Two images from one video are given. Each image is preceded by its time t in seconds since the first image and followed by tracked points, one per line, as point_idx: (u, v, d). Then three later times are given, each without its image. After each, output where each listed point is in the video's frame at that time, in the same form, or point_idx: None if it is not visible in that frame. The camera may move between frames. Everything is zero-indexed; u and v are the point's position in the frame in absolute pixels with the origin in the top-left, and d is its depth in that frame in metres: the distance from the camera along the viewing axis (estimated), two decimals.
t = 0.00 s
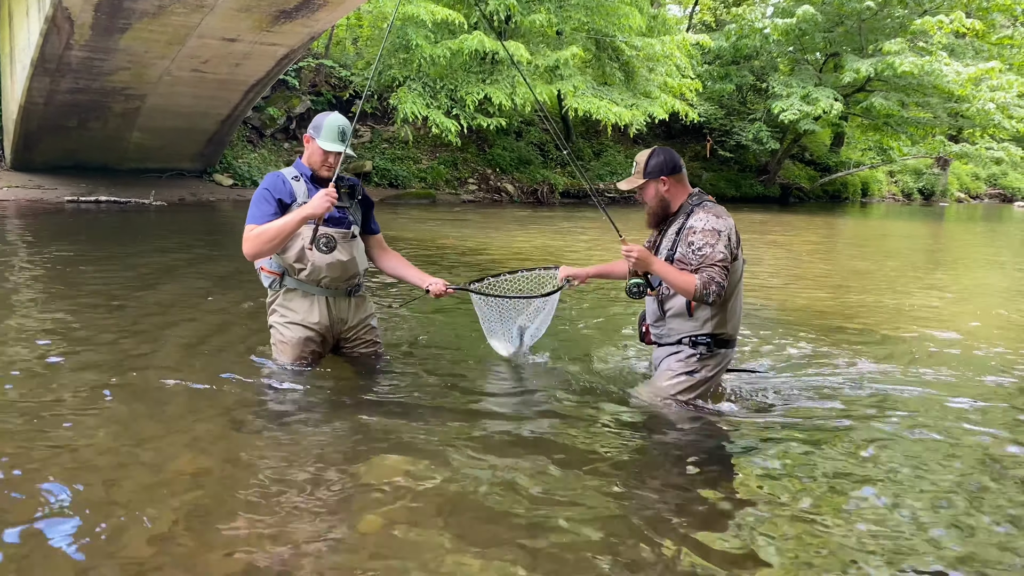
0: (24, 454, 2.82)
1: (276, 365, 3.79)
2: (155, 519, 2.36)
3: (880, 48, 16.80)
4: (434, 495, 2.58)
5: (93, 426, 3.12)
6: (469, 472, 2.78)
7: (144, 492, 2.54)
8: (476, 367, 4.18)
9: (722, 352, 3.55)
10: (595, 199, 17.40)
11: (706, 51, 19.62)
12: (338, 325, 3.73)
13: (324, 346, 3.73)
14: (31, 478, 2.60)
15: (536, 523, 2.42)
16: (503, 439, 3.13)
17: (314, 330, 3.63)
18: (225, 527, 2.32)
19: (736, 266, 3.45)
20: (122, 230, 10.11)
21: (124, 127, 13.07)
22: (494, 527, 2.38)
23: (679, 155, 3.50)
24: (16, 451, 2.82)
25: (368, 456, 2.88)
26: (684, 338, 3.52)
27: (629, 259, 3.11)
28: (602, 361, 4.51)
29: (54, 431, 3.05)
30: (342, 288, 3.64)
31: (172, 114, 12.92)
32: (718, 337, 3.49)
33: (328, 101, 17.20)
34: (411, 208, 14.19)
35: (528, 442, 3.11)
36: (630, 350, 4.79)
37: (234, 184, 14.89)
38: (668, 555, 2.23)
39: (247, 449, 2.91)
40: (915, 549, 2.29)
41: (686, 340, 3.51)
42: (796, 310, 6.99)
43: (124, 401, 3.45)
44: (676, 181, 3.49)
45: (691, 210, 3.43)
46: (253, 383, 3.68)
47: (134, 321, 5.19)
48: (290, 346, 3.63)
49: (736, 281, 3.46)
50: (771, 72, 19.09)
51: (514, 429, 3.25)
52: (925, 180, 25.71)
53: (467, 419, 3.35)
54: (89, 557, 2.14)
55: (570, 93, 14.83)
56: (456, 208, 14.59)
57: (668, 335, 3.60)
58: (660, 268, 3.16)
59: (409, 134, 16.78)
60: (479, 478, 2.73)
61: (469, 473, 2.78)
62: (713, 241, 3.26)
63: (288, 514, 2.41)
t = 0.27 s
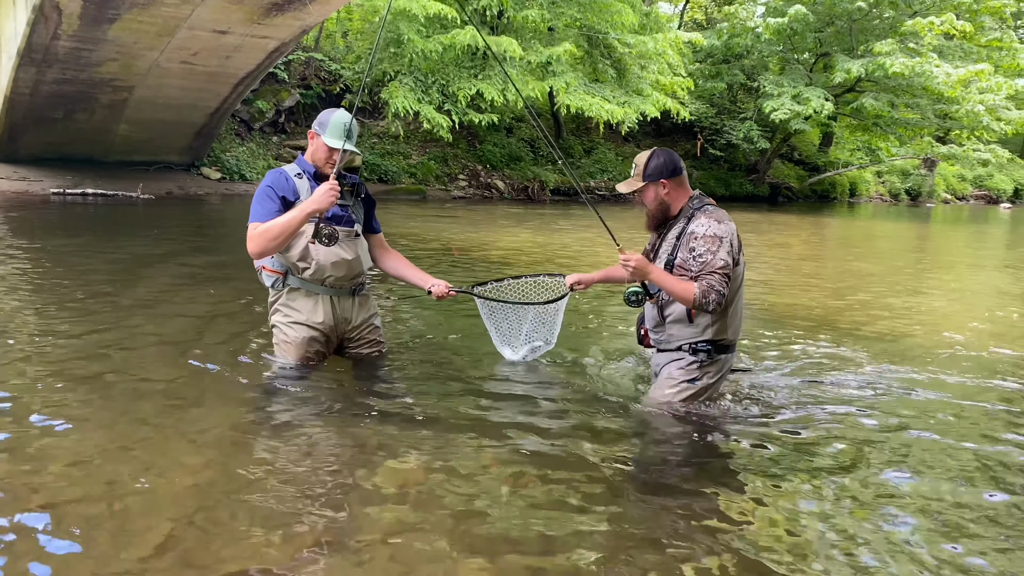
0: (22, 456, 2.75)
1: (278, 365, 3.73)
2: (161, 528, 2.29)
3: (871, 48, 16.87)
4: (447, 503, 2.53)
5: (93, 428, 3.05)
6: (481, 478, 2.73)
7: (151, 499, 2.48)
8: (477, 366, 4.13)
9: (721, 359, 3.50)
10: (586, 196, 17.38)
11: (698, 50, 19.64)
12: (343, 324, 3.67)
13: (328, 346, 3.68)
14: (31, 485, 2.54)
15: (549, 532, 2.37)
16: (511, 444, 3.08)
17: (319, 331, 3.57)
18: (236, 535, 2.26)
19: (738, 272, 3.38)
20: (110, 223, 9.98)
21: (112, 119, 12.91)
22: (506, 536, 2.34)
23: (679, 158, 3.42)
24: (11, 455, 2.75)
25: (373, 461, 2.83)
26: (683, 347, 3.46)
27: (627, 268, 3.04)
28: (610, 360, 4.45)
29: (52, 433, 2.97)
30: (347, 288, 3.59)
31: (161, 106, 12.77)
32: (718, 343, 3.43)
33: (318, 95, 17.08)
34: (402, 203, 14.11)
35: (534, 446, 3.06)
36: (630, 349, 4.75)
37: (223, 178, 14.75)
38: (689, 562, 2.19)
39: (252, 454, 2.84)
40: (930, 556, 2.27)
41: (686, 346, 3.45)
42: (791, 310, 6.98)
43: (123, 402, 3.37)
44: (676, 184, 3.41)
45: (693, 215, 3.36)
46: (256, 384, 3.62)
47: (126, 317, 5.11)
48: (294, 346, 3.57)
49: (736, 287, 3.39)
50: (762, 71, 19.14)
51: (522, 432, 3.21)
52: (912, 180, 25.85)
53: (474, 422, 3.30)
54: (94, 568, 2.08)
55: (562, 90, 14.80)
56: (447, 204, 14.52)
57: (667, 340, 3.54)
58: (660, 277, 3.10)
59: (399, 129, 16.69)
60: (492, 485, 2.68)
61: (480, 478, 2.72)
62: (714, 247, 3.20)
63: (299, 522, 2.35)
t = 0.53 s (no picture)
0: (22, 455, 2.71)
1: (279, 363, 3.68)
2: (165, 531, 2.27)
3: (865, 45, 16.89)
4: (451, 505, 2.50)
5: (93, 426, 3.01)
6: (487, 480, 2.71)
7: (154, 500, 2.45)
8: (479, 364, 4.10)
9: (706, 373, 3.40)
10: (580, 191, 17.35)
11: (693, 45, 19.62)
12: (346, 320, 3.64)
13: (332, 342, 3.65)
14: (31, 484, 2.50)
15: (558, 535, 2.35)
16: (516, 443, 3.06)
17: (323, 327, 3.55)
18: (241, 539, 2.24)
19: (728, 283, 3.27)
20: (102, 217, 9.90)
21: (103, 111, 12.80)
22: (514, 540, 2.32)
23: (675, 161, 3.32)
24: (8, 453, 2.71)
25: (376, 462, 2.80)
26: (667, 357, 3.38)
27: (608, 277, 3.10)
28: (610, 359, 4.44)
29: (52, 430, 2.93)
30: (350, 283, 3.55)
31: (153, 99, 12.68)
32: (704, 356, 3.34)
33: (312, 88, 17.00)
34: (396, 198, 14.05)
35: (538, 446, 3.04)
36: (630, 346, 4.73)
37: (216, 171, 14.65)
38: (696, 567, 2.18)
39: (255, 453, 2.81)
40: (935, 562, 2.26)
41: (670, 358, 3.37)
42: (788, 307, 6.97)
43: (122, 399, 3.33)
44: (669, 189, 3.31)
45: (683, 221, 3.27)
46: (258, 381, 3.57)
47: (120, 312, 5.06)
48: (298, 342, 3.53)
49: (725, 299, 3.29)
50: (756, 67, 19.14)
51: (527, 431, 3.18)
52: (905, 177, 25.93)
53: (478, 420, 3.28)
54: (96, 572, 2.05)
55: (557, 84, 14.76)
56: (441, 199, 14.46)
57: (651, 349, 3.46)
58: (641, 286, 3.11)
59: (393, 123, 16.62)
60: (497, 487, 2.67)
61: (484, 480, 2.71)
62: (700, 258, 3.11)
63: (304, 524, 2.33)
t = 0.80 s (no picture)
0: (17, 452, 2.68)
1: (281, 360, 3.65)
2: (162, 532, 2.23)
3: (866, 39, 16.86)
4: (455, 504, 2.49)
5: (89, 423, 2.98)
6: (488, 480, 2.68)
7: (151, 499, 2.41)
8: (482, 362, 4.08)
9: (706, 375, 3.30)
10: (579, 186, 17.32)
11: (692, 39, 19.58)
12: (348, 317, 3.61)
13: (333, 340, 3.62)
14: (26, 483, 2.47)
15: (560, 538, 2.32)
16: (517, 443, 3.04)
17: (324, 324, 3.52)
18: (238, 540, 2.20)
19: (723, 281, 3.14)
20: (99, 210, 9.86)
21: (100, 104, 12.73)
22: (516, 542, 2.29)
23: (664, 155, 3.18)
24: (8, 449, 2.70)
25: (379, 460, 2.79)
26: (664, 359, 3.31)
27: (594, 278, 3.17)
28: (612, 357, 4.41)
29: (47, 427, 2.90)
30: (351, 280, 3.52)
31: (151, 92, 12.61)
32: (701, 357, 3.25)
33: (310, 81, 16.94)
34: (395, 192, 14.01)
35: (541, 444, 3.03)
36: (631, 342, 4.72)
37: (213, 165, 14.59)
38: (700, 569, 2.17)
39: (253, 452, 2.78)
40: (936, 564, 2.25)
41: (666, 359, 3.30)
42: (789, 302, 6.96)
43: (119, 395, 3.30)
44: (657, 184, 3.20)
45: (674, 218, 3.15)
46: (259, 379, 3.55)
47: (119, 306, 5.03)
48: (299, 340, 3.51)
49: (721, 298, 3.16)
50: (756, 61, 19.10)
51: (529, 431, 3.16)
52: (903, 172, 25.92)
53: (479, 419, 3.25)
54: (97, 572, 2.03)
55: (556, 78, 14.73)
56: (439, 193, 14.43)
57: (648, 351, 3.40)
58: (624, 286, 3.12)
59: (392, 117, 16.58)
60: (498, 488, 2.64)
61: (487, 479, 2.69)
62: (687, 258, 3.01)
63: (302, 526, 2.30)
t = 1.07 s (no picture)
0: (21, 448, 2.64)
1: (290, 356, 3.62)
2: (166, 529, 2.19)
3: (877, 30, 16.70)
4: (466, 502, 2.44)
5: (94, 418, 2.94)
6: (498, 476, 2.63)
7: (155, 494, 2.37)
8: (494, 357, 4.02)
9: (715, 369, 3.24)
10: (588, 179, 17.23)
11: (702, 30, 19.44)
12: (358, 313, 3.57)
13: (343, 336, 3.58)
14: (32, 480, 2.43)
15: (572, 534, 2.27)
16: (530, 439, 2.98)
17: (333, 320, 3.48)
18: (243, 537, 2.16)
19: (728, 273, 3.06)
20: (107, 206, 9.84)
21: (108, 99, 12.71)
22: (527, 540, 2.24)
23: (662, 143, 3.10)
24: (14, 447, 2.66)
25: (390, 456, 2.74)
26: (671, 353, 3.26)
27: (595, 273, 3.16)
28: (625, 352, 4.35)
29: (52, 422, 2.86)
30: (360, 276, 3.47)
31: (158, 86, 12.59)
32: (709, 352, 3.19)
33: (317, 75, 16.89)
34: (402, 186, 13.96)
35: (553, 440, 2.98)
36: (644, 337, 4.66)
37: (221, 160, 14.57)
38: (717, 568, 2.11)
39: (260, 447, 2.74)
40: (947, 559, 2.21)
41: (674, 354, 3.25)
42: (802, 295, 6.88)
43: (127, 391, 3.26)
44: (656, 175, 3.14)
45: (677, 209, 3.07)
46: (268, 374, 3.51)
47: (127, 300, 5.00)
48: (308, 335, 3.47)
49: (727, 290, 3.08)
50: (766, 53, 18.94)
51: (540, 427, 3.12)
52: (914, 164, 25.71)
53: (489, 415, 3.20)
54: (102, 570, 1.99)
55: (565, 71, 14.64)
56: (447, 187, 14.37)
57: (655, 345, 3.34)
58: (623, 281, 3.09)
59: (399, 111, 16.52)
60: (509, 484, 2.58)
61: (499, 475, 2.65)
62: (687, 251, 2.94)
63: (309, 522, 2.25)
